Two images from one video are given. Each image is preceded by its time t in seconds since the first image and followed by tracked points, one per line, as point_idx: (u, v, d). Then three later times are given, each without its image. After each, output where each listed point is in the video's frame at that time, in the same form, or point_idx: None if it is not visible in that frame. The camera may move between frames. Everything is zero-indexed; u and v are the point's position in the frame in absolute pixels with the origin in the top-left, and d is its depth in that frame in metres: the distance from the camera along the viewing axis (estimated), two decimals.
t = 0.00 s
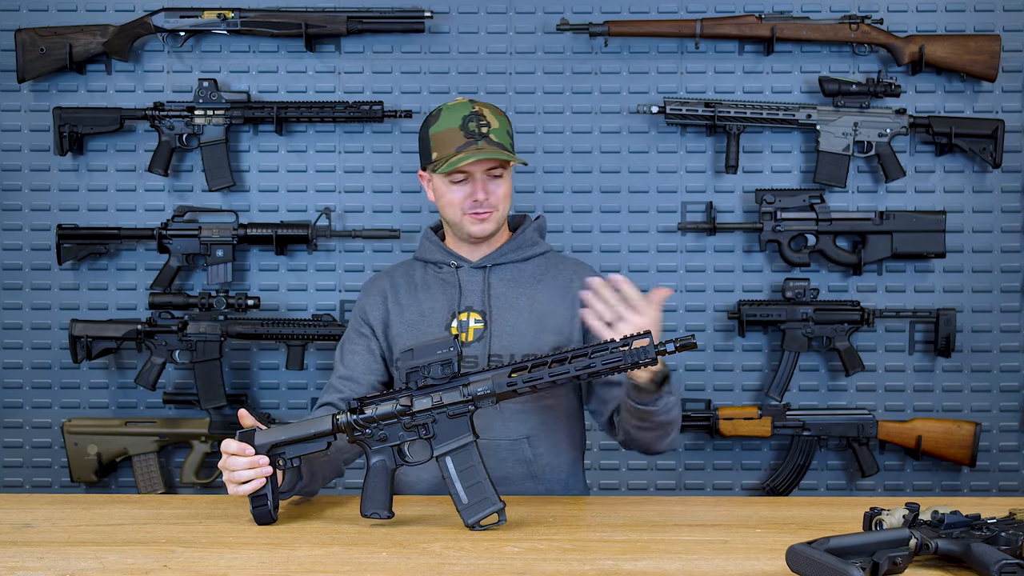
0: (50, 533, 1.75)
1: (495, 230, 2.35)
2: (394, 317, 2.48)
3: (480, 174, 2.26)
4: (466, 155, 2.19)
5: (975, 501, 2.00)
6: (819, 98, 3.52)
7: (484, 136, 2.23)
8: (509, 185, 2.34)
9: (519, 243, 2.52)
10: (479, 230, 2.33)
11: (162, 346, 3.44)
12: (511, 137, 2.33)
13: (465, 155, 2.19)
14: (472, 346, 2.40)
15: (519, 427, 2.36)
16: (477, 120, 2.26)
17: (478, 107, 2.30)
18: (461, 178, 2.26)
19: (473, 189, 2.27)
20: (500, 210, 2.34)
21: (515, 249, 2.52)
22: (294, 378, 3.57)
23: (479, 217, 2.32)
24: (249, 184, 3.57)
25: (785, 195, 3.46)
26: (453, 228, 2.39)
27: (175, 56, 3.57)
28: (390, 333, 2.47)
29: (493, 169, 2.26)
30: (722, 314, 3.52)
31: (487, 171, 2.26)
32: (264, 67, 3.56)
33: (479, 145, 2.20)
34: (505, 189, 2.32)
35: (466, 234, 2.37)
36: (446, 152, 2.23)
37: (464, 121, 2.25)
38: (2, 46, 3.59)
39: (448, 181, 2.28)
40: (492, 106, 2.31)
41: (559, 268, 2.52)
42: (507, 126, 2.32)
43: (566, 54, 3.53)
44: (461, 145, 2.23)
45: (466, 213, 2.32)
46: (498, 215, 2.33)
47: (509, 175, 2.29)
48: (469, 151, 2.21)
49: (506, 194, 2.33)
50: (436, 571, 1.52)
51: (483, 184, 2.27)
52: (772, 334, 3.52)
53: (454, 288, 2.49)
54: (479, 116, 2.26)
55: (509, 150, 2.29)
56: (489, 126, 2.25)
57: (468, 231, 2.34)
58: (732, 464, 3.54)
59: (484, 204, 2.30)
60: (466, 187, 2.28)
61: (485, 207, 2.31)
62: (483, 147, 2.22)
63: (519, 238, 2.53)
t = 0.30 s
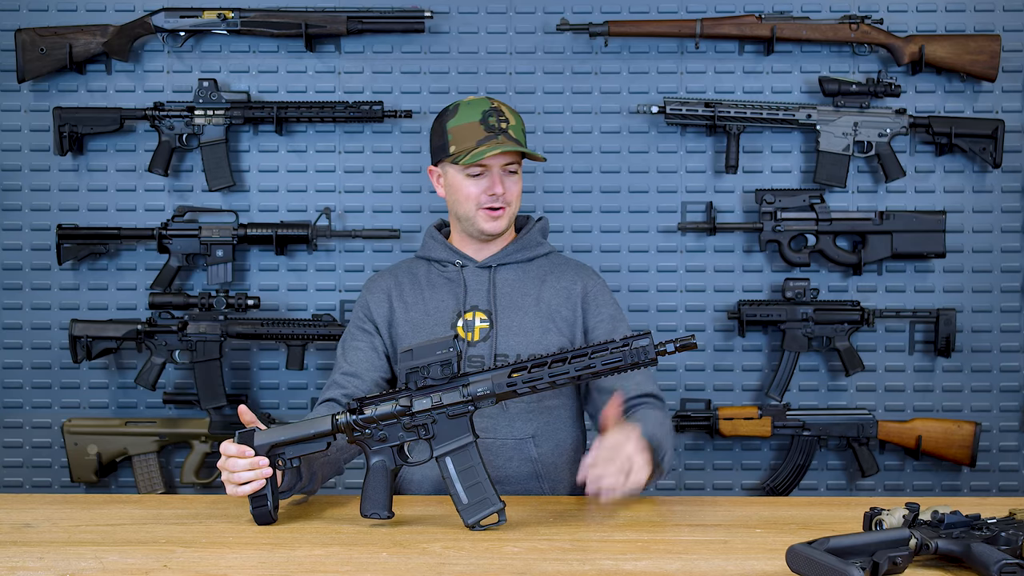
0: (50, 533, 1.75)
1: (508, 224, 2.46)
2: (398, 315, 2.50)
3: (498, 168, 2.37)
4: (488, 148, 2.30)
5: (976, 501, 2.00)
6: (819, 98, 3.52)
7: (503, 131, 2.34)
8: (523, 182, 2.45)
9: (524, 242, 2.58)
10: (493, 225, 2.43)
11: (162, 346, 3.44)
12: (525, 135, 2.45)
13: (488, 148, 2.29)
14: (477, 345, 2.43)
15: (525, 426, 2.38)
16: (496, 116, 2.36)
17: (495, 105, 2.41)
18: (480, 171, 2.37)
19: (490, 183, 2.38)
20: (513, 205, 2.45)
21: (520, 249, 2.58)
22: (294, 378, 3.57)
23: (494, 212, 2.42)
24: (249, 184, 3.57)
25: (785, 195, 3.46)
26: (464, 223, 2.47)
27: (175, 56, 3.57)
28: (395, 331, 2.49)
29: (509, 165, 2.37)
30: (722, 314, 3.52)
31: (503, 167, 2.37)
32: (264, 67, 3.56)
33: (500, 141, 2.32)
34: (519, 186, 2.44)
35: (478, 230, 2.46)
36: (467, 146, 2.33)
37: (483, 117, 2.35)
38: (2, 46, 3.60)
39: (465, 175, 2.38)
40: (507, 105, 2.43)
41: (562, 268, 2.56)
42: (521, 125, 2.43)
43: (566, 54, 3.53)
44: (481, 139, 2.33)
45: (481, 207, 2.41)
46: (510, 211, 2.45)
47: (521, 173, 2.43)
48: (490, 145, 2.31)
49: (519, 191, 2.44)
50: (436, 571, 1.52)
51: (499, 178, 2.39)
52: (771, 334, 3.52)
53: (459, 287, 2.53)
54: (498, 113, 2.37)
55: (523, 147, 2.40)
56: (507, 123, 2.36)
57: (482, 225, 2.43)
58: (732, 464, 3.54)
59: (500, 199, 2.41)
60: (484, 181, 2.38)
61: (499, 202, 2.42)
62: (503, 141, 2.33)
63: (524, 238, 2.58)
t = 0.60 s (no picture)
0: (50, 533, 1.75)
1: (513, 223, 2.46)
2: (403, 313, 2.52)
3: (505, 166, 2.39)
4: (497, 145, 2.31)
5: (976, 501, 2.00)
6: (819, 98, 3.52)
7: (512, 129, 2.35)
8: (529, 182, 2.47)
9: (526, 241, 2.58)
10: (498, 222, 2.44)
11: (162, 346, 3.44)
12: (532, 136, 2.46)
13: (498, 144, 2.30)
14: (479, 344, 2.43)
15: (523, 425, 2.39)
16: (506, 114, 2.38)
17: (506, 104, 2.42)
18: (487, 168, 2.38)
19: (496, 180, 2.40)
20: (518, 204, 2.46)
21: (523, 249, 2.58)
22: (294, 378, 3.57)
23: (499, 209, 2.43)
24: (249, 184, 3.57)
25: (785, 194, 3.46)
26: (469, 221, 2.47)
27: (175, 56, 3.57)
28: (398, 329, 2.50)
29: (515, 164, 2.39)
30: (722, 314, 3.52)
31: (510, 165, 2.39)
32: (264, 67, 3.56)
33: (509, 138, 2.33)
34: (525, 185, 2.45)
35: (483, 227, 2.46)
36: (476, 143, 2.34)
37: (493, 114, 2.36)
38: (2, 46, 3.60)
39: (472, 171, 2.40)
40: (516, 105, 2.44)
41: (563, 267, 2.56)
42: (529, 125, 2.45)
43: (566, 54, 3.53)
44: (490, 136, 2.34)
45: (487, 204, 2.42)
46: (515, 210, 2.46)
47: (528, 172, 2.45)
48: (500, 143, 2.32)
49: (525, 190, 2.46)
50: (436, 571, 1.52)
51: (506, 176, 2.41)
52: (771, 334, 3.52)
53: (462, 287, 2.54)
54: (508, 111, 2.38)
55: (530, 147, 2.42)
56: (517, 122, 2.37)
57: (487, 223, 2.44)
58: (732, 464, 3.54)
59: (506, 196, 2.42)
60: (491, 178, 2.40)
61: (505, 200, 2.43)
62: (511, 139, 2.34)
63: (526, 237, 2.58)
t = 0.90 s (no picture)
0: (50, 533, 1.75)
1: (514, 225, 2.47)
2: (406, 313, 2.52)
3: (506, 167, 2.40)
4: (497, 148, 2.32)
5: (976, 501, 2.00)
6: (819, 98, 3.53)
7: (512, 131, 2.35)
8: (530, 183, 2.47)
9: (528, 242, 2.58)
10: (499, 224, 2.44)
11: (162, 346, 3.44)
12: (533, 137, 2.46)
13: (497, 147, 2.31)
14: (482, 343, 2.43)
15: (530, 423, 2.40)
16: (506, 116, 2.38)
17: (506, 105, 2.42)
18: (488, 170, 2.39)
19: (497, 182, 2.40)
20: (520, 206, 2.46)
21: (526, 249, 2.58)
22: (294, 378, 3.57)
23: (500, 211, 2.44)
24: (249, 184, 3.57)
25: (785, 195, 3.46)
26: (471, 223, 2.48)
27: (175, 56, 3.57)
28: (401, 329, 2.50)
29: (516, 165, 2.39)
30: (722, 314, 3.52)
31: (510, 167, 2.39)
32: (264, 67, 3.56)
33: (508, 139, 2.34)
34: (526, 186, 2.45)
35: (484, 228, 2.47)
36: (476, 145, 2.35)
37: (493, 116, 2.36)
38: (2, 46, 3.60)
39: (473, 173, 2.41)
40: (516, 106, 2.44)
41: (566, 267, 2.56)
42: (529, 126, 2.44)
43: (566, 54, 3.53)
44: (489, 138, 2.34)
45: (488, 206, 2.43)
46: (517, 211, 2.46)
47: (529, 173, 2.45)
48: (499, 145, 2.33)
49: (526, 191, 2.46)
50: (436, 571, 1.52)
51: (507, 178, 2.41)
52: (771, 334, 3.52)
53: (466, 287, 2.54)
54: (508, 112, 2.38)
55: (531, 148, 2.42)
56: (517, 123, 2.37)
57: (488, 224, 2.44)
58: (732, 464, 3.54)
59: (507, 198, 2.42)
60: (491, 180, 2.40)
61: (506, 202, 2.43)
62: (511, 141, 2.34)
63: (529, 238, 2.58)
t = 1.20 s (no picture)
0: (50, 533, 1.75)
1: (511, 224, 2.47)
2: (407, 314, 2.52)
3: (502, 168, 2.40)
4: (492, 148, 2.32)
5: (976, 501, 2.00)
6: (818, 98, 3.52)
7: (507, 132, 2.34)
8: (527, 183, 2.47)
9: (529, 242, 2.58)
10: (497, 224, 2.44)
11: (162, 346, 3.44)
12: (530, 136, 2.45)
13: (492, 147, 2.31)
14: (483, 344, 2.43)
15: (532, 422, 2.40)
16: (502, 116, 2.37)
17: (502, 106, 2.42)
18: (484, 171, 2.39)
19: (494, 182, 2.40)
20: (517, 205, 2.46)
21: (526, 250, 2.59)
22: (294, 378, 3.57)
23: (498, 211, 2.44)
24: (249, 184, 3.57)
25: (785, 195, 3.46)
26: (469, 223, 2.48)
27: (175, 56, 3.57)
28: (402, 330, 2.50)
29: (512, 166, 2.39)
30: (722, 314, 3.52)
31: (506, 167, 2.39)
32: (264, 67, 3.56)
33: (504, 140, 2.34)
34: (523, 186, 2.45)
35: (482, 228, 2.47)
36: (471, 147, 2.35)
37: (489, 117, 2.36)
38: (2, 46, 3.60)
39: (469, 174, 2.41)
40: (512, 106, 2.43)
41: (567, 267, 2.56)
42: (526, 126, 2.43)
43: (566, 54, 3.53)
44: (484, 139, 2.34)
45: (486, 206, 2.43)
46: (515, 211, 2.46)
47: (526, 173, 2.44)
48: (494, 146, 2.32)
49: (523, 191, 2.45)
50: (436, 571, 1.52)
51: (504, 178, 2.41)
52: (771, 334, 3.52)
53: (466, 288, 2.54)
54: (503, 113, 2.37)
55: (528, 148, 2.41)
56: (513, 123, 2.37)
57: (486, 224, 2.44)
58: (732, 464, 3.54)
59: (504, 198, 2.42)
60: (488, 181, 2.40)
61: (503, 202, 2.43)
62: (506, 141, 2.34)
63: (529, 239, 2.59)
